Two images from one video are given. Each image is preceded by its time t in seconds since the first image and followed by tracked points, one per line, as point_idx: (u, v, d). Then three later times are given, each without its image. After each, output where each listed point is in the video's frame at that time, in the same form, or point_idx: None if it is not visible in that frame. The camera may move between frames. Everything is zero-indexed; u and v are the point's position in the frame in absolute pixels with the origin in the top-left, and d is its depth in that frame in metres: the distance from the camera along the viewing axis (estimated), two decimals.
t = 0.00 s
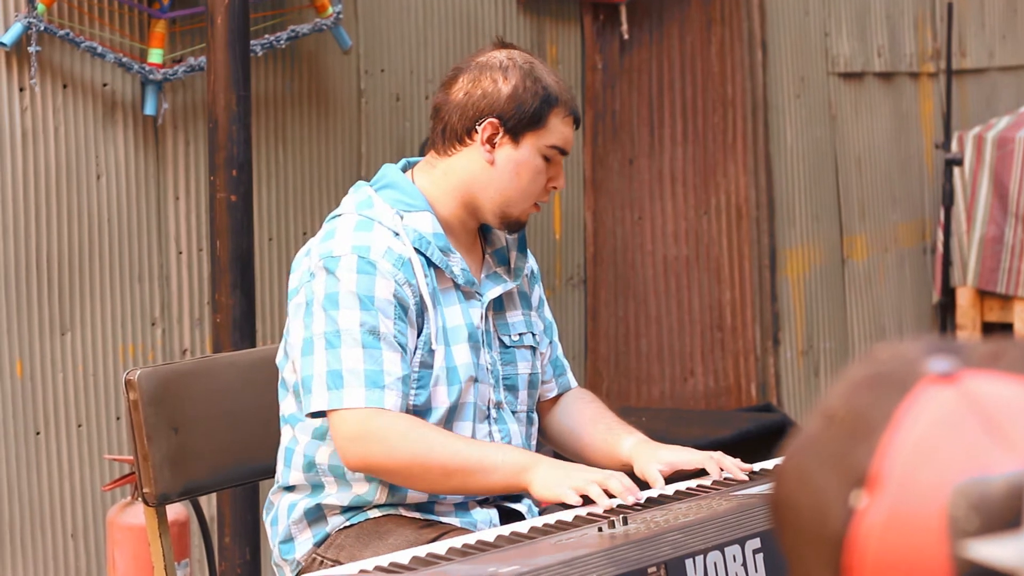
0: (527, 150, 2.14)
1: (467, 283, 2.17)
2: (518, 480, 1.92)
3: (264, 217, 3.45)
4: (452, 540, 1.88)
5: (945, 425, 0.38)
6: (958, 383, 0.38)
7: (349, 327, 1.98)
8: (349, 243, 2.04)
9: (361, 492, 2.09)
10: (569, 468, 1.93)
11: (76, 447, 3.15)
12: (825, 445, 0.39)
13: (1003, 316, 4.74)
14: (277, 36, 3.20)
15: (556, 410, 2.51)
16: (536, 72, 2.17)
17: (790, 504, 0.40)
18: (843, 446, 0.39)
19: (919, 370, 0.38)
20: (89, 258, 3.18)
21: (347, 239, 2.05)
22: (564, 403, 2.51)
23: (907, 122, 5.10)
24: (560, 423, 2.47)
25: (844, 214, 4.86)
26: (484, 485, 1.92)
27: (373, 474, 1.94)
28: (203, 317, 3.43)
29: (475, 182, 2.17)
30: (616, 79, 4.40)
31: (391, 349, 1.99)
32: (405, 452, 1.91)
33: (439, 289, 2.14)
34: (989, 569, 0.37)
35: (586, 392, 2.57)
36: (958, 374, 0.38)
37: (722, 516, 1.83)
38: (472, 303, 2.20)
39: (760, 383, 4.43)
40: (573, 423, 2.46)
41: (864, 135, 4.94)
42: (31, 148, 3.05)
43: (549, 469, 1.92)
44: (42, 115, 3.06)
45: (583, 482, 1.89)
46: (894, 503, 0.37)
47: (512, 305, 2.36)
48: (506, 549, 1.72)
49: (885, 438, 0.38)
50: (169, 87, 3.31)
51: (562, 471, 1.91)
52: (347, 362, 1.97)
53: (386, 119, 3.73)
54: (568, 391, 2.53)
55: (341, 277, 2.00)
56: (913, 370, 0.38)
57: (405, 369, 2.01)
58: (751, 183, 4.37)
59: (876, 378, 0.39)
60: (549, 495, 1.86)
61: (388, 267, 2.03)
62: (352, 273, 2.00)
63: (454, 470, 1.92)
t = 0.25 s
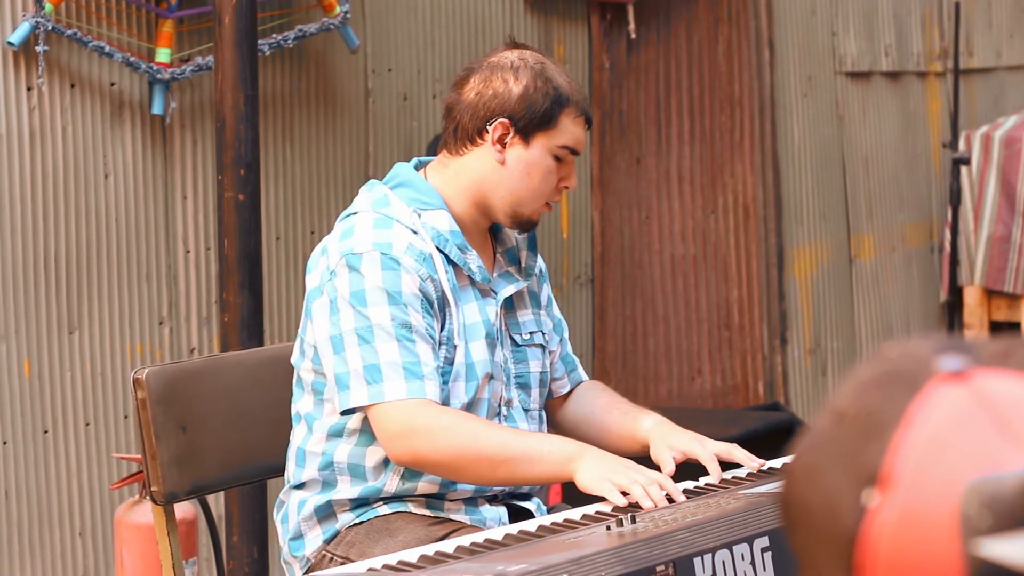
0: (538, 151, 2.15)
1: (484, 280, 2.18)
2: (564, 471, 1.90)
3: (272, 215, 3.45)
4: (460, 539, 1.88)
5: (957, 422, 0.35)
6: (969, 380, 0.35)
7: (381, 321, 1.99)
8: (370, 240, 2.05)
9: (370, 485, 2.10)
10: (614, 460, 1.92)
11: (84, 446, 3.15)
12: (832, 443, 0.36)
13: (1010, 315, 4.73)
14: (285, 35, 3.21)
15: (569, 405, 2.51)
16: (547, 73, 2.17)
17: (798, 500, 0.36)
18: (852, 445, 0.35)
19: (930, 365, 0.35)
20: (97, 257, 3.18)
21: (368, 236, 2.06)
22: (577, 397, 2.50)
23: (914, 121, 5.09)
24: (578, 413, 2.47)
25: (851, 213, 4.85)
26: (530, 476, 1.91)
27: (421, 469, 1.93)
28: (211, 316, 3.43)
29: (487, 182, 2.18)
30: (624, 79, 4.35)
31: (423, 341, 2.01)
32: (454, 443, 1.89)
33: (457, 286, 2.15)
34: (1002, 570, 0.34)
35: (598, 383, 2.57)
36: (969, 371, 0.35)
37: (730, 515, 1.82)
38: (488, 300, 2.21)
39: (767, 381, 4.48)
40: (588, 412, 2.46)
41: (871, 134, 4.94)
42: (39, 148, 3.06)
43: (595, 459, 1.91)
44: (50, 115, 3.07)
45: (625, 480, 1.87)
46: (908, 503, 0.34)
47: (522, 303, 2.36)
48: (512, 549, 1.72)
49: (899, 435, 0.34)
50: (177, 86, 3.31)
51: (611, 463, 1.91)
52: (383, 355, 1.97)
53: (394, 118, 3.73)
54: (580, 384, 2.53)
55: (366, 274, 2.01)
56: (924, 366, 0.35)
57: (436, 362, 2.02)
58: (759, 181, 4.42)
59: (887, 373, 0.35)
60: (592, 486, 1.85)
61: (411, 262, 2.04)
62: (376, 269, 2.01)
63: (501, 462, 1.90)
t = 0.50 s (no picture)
0: (541, 147, 2.15)
1: (497, 276, 2.19)
2: (583, 467, 1.92)
3: (279, 213, 3.46)
4: (470, 535, 1.88)
5: (968, 419, 0.38)
6: (981, 379, 0.38)
7: (400, 316, 2.01)
8: (385, 235, 2.07)
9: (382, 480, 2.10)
10: (633, 457, 1.92)
11: (92, 443, 3.16)
12: (847, 442, 0.39)
13: (1019, 312, 4.70)
14: (292, 33, 3.23)
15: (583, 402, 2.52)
16: (549, 69, 2.17)
17: (810, 498, 0.40)
18: (864, 443, 0.38)
19: (943, 366, 0.39)
20: (103, 254, 3.18)
21: (383, 230, 2.08)
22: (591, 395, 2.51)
23: (921, 119, 5.07)
24: (593, 410, 2.48)
25: (859, 210, 4.84)
26: (549, 471, 1.92)
27: (441, 463, 1.95)
28: (218, 313, 3.43)
29: (493, 180, 2.19)
30: (631, 76, 4.44)
31: (440, 334, 2.03)
32: (476, 439, 1.91)
33: (472, 282, 2.16)
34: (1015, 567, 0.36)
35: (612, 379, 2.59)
36: (981, 370, 0.38)
37: (739, 511, 1.82)
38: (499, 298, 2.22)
39: (775, 378, 4.42)
40: (603, 409, 2.47)
41: (879, 132, 4.92)
42: (46, 145, 3.06)
43: (613, 456, 1.91)
44: (57, 112, 3.08)
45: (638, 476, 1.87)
46: (918, 500, 0.37)
47: (533, 302, 2.37)
48: (519, 546, 1.72)
49: (910, 433, 0.38)
50: (185, 84, 3.31)
51: (628, 458, 1.91)
52: (401, 349, 1.99)
53: (401, 115, 3.73)
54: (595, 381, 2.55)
55: (382, 269, 2.03)
56: (937, 365, 0.38)
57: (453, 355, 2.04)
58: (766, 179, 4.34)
59: (901, 373, 0.39)
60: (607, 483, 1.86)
61: (426, 257, 2.06)
62: (393, 265, 2.03)
63: (520, 457, 1.92)
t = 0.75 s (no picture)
0: (531, 145, 2.15)
1: (507, 276, 2.20)
2: (591, 463, 1.91)
3: (284, 211, 3.46)
4: (475, 534, 1.87)
5: (980, 418, 0.44)
6: (990, 377, 0.45)
7: (411, 316, 2.01)
8: (397, 234, 2.07)
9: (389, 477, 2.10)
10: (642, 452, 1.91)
11: (97, 442, 3.16)
12: (860, 436, 0.46)
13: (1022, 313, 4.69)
14: (298, 31, 3.27)
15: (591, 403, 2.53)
16: (533, 66, 2.16)
17: (824, 492, 0.47)
18: (878, 439, 0.45)
19: (954, 366, 0.45)
20: (108, 252, 3.18)
21: (394, 229, 2.08)
22: (599, 396, 2.52)
23: (927, 118, 5.04)
24: (603, 413, 2.48)
25: (863, 209, 4.84)
26: (558, 468, 1.92)
27: (452, 462, 1.95)
28: (223, 311, 3.43)
29: (491, 182, 2.20)
30: (636, 75, 4.44)
31: (452, 334, 2.03)
32: (486, 437, 1.92)
33: (482, 281, 2.17)
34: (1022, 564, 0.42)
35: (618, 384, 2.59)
36: (991, 370, 0.45)
37: (746, 511, 1.82)
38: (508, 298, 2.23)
39: (780, 377, 4.42)
40: (612, 411, 2.47)
41: (884, 132, 4.91)
42: (52, 142, 3.06)
43: (622, 451, 1.90)
44: (63, 109, 3.08)
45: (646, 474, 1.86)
46: (929, 497, 0.43)
47: (542, 303, 2.37)
48: (524, 545, 1.72)
49: (923, 429, 0.44)
50: (190, 82, 3.31)
51: (637, 454, 1.90)
52: (413, 349, 2.00)
53: (405, 114, 3.73)
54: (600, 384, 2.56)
55: (394, 268, 2.04)
56: (949, 364, 0.45)
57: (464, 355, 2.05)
58: (771, 178, 4.32)
59: (910, 372, 0.46)
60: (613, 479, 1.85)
61: (437, 256, 2.06)
62: (404, 264, 2.04)
63: (531, 454, 1.92)
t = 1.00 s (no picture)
0: (525, 150, 2.15)
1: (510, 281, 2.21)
2: (595, 466, 1.91)
3: (287, 215, 3.46)
4: (478, 538, 1.87)
5: (985, 426, 0.48)
6: (998, 383, 0.49)
7: (416, 322, 2.01)
8: (402, 239, 2.07)
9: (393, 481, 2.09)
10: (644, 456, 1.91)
11: (99, 443, 3.16)
12: (868, 441, 0.50)
13: None
14: (302, 33, 3.24)
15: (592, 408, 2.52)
16: (523, 71, 2.16)
17: (833, 498, 0.52)
18: (886, 445, 0.49)
19: (964, 371, 0.50)
20: (111, 254, 3.19)
21: (399, 234, 2.07)
22: (602, 401, 2.52)
23: (932, 124, 5.00)
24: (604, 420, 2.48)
25: (867, 214, 4.83)
26: (562, 473, 1.92)
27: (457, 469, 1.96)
28: (226, 314, 3.43)
29: (489, 188, 2.20)
30: (640, 80, 4.45)
31: (457, 340, 2.03)
32: (490, 444, 1.92)
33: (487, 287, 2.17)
34: None
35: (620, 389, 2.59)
36: (999, 376, 0.49)
37: (749, 516, 1.82)
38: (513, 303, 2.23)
39: (783, 383, 4.35)
40: (614, 417, 2.47)
41: (888, 137, 4.90)
42: (56, 144, 3.07)
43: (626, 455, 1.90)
44: (67, 110, 3.09)
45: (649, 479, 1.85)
46: (939, 502, 0.48)
47: (546, 308, 2.37)
48: (526, 550, 1.72)
49: (932, 436, 0.48)
50: (194, 84, 3.31)
51: (640, 458, 1.89)
52: (417, 355, 2.00)
53: (411, 117, 3.74)
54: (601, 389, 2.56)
55: (399, 273, 2.03)
56: (958, 371, 0.49)
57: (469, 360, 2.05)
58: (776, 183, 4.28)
59: (919, 376, 0.50)
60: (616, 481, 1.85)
61: (443, 262, 2.06)
62: (409, 269, 2.03)
63: (535, 459, 1.92)
